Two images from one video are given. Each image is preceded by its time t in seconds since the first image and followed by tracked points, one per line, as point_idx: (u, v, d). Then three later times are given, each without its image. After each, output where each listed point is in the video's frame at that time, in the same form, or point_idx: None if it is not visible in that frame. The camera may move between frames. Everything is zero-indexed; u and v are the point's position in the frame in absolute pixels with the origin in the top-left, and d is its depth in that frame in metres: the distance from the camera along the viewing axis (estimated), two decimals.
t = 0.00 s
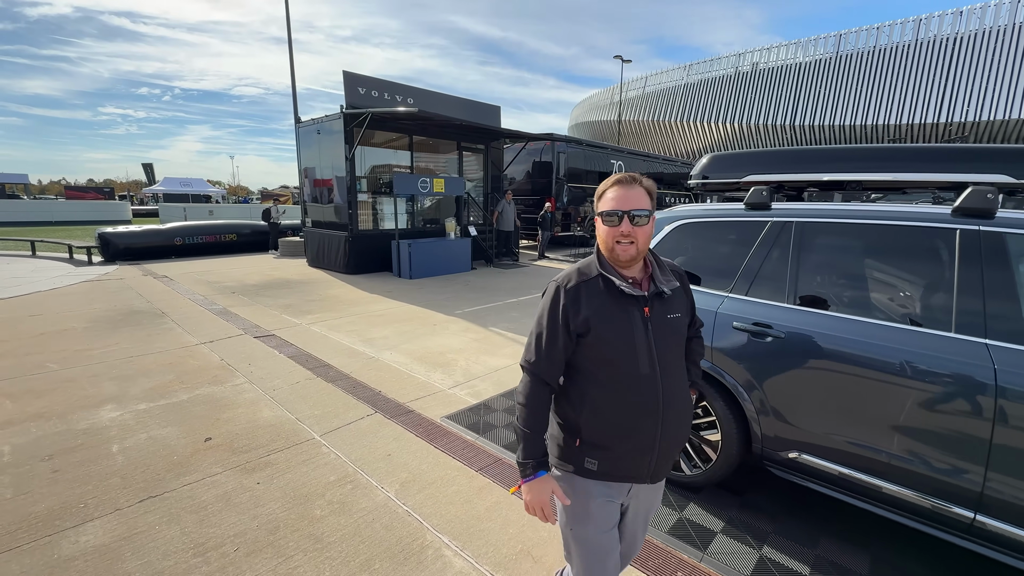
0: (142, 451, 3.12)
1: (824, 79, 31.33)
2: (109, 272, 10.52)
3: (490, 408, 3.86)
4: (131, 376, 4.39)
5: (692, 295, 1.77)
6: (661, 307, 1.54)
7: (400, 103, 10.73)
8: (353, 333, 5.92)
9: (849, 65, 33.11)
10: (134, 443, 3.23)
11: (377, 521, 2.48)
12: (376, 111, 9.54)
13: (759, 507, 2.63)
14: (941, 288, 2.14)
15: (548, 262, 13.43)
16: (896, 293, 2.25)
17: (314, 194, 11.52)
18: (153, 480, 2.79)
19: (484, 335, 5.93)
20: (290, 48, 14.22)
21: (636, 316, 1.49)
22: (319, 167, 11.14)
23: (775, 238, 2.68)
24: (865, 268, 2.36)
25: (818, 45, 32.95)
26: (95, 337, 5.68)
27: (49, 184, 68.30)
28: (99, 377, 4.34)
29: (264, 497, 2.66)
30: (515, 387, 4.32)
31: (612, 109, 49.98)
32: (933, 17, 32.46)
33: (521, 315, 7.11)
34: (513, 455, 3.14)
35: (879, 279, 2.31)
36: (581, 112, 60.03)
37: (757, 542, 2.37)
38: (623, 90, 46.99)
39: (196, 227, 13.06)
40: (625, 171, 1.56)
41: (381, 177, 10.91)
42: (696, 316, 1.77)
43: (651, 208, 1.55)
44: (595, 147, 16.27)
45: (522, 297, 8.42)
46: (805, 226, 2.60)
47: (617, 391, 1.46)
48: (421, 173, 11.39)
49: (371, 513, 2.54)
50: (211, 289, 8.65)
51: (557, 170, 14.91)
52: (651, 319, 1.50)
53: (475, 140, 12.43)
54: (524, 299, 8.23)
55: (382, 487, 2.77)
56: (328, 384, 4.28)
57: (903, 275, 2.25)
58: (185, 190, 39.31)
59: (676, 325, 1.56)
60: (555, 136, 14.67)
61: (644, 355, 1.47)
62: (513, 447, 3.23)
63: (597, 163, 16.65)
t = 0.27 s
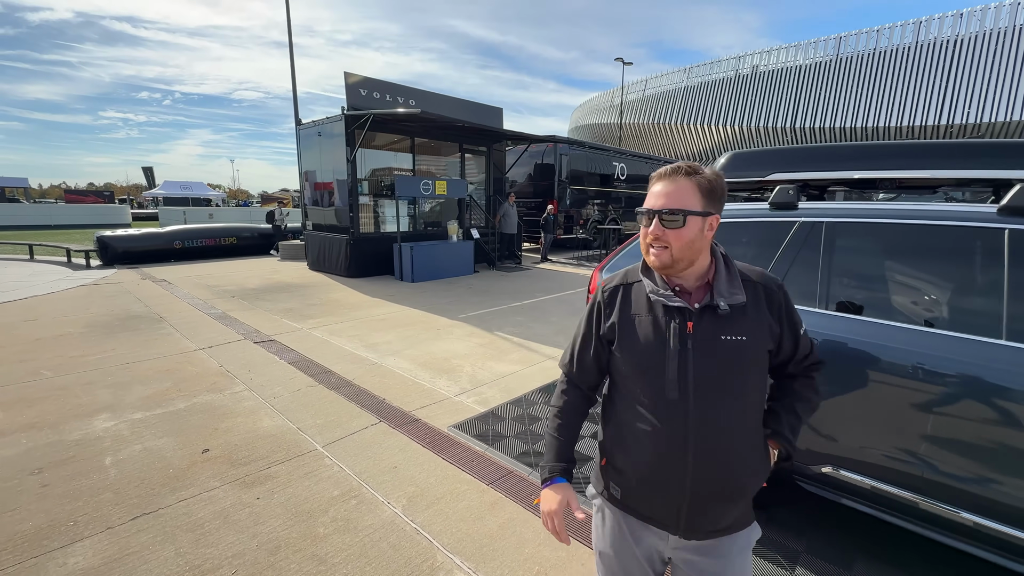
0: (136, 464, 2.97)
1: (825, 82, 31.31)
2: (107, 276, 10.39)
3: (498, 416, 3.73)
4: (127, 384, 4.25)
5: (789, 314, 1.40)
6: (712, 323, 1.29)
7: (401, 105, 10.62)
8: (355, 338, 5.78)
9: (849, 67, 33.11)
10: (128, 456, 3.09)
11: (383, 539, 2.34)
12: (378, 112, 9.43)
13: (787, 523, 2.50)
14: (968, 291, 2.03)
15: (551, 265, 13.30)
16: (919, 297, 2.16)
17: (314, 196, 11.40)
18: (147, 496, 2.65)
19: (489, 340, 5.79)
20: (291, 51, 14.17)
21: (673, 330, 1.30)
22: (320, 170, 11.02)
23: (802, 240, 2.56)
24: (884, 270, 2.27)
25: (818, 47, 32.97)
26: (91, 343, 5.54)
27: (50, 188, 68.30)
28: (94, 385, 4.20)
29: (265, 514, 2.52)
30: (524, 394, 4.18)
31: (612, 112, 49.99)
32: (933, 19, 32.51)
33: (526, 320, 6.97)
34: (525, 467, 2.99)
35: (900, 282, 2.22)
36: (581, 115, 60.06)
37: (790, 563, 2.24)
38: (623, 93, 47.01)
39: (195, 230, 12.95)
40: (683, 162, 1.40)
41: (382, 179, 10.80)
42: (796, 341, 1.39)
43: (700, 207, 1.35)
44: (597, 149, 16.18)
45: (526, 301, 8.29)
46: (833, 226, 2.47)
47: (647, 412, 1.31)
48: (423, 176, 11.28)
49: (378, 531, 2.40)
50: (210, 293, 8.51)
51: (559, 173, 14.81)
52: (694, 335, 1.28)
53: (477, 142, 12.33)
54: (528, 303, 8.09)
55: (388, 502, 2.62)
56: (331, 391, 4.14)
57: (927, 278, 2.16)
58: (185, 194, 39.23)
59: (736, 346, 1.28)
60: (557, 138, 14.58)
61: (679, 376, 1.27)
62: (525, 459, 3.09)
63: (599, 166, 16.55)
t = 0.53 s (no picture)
0: (118, 490, 2.77)
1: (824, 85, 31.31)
2: (101, 283, 10.19)
3: (504, 433, 3.52)
4: (114, 400, 4.05)
5: (961, 398, 0.94)
6: (801, 378, 1.08)
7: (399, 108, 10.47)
8: (353, 349, 5.59)
9: (847, 71, 33.18)
10: (110, 480, 2.89)
11: None
12: (376, 116, 9.29)
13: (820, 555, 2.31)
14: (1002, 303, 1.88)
15: (552, 270, 13.13)
16: (948, 307, 1.98)
17: (313, 202, 11.23)
18: (127, 527, 2.45)
19: (492, 350, 5.60)
20: (288, 56, 14.05)
21: (752, 374, 1.17)
22: (318, 175, 10.87)
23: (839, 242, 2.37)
24: (908, 277, 2.10)
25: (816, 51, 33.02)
26: (80, 355, 5.34)
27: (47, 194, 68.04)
28: (78, 401, 4.00)
29: (253, 547, 2.32)
30: (530, 408, 3.99)
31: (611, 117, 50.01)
32: (929, 23, 32.64)
33: (528, 327, 6.79)
34: (534, 491, 2.81)
35: (925, 291, 2.05)
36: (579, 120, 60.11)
37: None
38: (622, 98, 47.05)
39: (192, 236, 12.77)
40: (795, 166, 1.14)
41: (381, 185, 10.64)
42: (947, 420, 0.95)
43: (790, 231, 1.12)
44: (598, 153, 16.05)
45: (527, 308, 8.11)
46: (874, 226, 2.25)
47: (710, 456, 1.21)
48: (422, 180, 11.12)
49: (377, 567, 2.21)
50: (206, 301, 8.32)
51: (559, 177, 14.67)
52: (774, 385, 1.12)
53: (476, 147, 12.19)
54: (530, 310, 7.91)
55: (387, 533, 2.43)
56: (327, 407, 3.95)
57: (955, 287, 2.00)
58: (183, 199, 39.05)
59: (827, 414, 1.02)
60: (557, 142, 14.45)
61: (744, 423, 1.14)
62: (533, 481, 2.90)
63: (599, 169, 16.42)
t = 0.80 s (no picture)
0: (99, 519, 2.58)
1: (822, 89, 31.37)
2: (95, 292, 10.00)
3: (511, 451, 3.34)
4: (101, 417, 3.86)
5: None
6: (949, 444, 0.83)
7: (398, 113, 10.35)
8: (352, 359, 5.41)
9: (845, 75, 33.27)
10: (90, 507, 2.70)
11: None
12: (375, 121, 9.16)
13: None
14: None
15: (553, 276, 12.97)
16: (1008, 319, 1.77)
17: (311, 208, 11.08)
18: (106, 562, 2.26)
19: (495, 360, 5.43)
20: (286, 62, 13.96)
21: (897, 420, 0.96)
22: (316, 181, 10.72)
23: (878, 246, 2.18)
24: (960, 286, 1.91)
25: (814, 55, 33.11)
26: (69, 368, 5.15)
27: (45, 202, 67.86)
28: (63, 418, 3.81)
29: None
30: (537, 423, 3.81)
31: (609, 122, 50.09)
32: (925, 27, 32.80)
33: (532, 336, 6.61)
34: (545, 517, 2.63)
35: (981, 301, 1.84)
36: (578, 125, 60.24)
37: None
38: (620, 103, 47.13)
39: (188, 244, 12.59)
40: (969, 158, 0.88)
41: (379, 191, 10.49)
42: None
43: (943, 247, 0.88)
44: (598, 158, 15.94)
45: (530, 315, 7.93)
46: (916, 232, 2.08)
47: (838, 498, 1.07)
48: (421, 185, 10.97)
49: None
50: (201, 310, 8.14)
51: (560, 182, 14.55)
52: (915, 442, 0.88)
53: (476, 152, 12.06)
54: (533, 317, 7.73)
55: (388, 567, 2.24)
56: (325, 424, 3.76)
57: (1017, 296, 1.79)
58: (181, 206, 38.89)
59: (962, 494, 0.76)
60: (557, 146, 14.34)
61: (873, 480, 0.95)
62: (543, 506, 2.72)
63: (599, 174, 16.31)
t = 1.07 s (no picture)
0: (78, 549, 2.40)
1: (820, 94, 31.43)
2: (89, 301, 9.83)
3: (520, 469, 3.16)
4: (87, 434, 3.68)
5: None
6: None
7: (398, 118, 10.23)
8: (351, 370, 5.23)
9: (843, 80, 33.35)
10: (71, 535, 2.51)
11: None
12: (375, 126, 9.03)
13: None
14: None
15: (555, 282, 12.81)
16: None
17: (309, 215, 10.93)
18: None
19: (499, 370, 5.25)
20: (285, 69, 13.88)
21: None
22: (315, 187, 10.58)
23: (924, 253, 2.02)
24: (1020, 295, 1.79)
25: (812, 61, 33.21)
26: (57, 381, 4.97)
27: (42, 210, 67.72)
28: (48, 436, 3.63)
29: None
30: (546, 438, 3.64)
31: (608, 128, 50.16)
32: (922, 33, 32.94)
33: (536, 344, 6.44)
34: (559, 543, 2.45)
35: None
36: (575, 132, 60.38)
37: None
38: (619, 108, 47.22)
39: (185, 251, 12.43)
40: None
41: (379, 197, 10.35)
42: None
43: None
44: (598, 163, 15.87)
45: (533, 323, 7.77)
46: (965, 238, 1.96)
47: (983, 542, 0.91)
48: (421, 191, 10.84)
49: None
50: (197, 319, 7.96)
51: (561, 187, 14.45)
52: None
53: (477, 157, 11.94)
54: (536, 325, 7.57)
55: None
56: (323, 440, 3.58)
57: None
58: (180, 213, 38.76)
59: None
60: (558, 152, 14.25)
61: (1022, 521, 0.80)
62: (557, 531, 2.54)
63: (600, 180, 16.22)
